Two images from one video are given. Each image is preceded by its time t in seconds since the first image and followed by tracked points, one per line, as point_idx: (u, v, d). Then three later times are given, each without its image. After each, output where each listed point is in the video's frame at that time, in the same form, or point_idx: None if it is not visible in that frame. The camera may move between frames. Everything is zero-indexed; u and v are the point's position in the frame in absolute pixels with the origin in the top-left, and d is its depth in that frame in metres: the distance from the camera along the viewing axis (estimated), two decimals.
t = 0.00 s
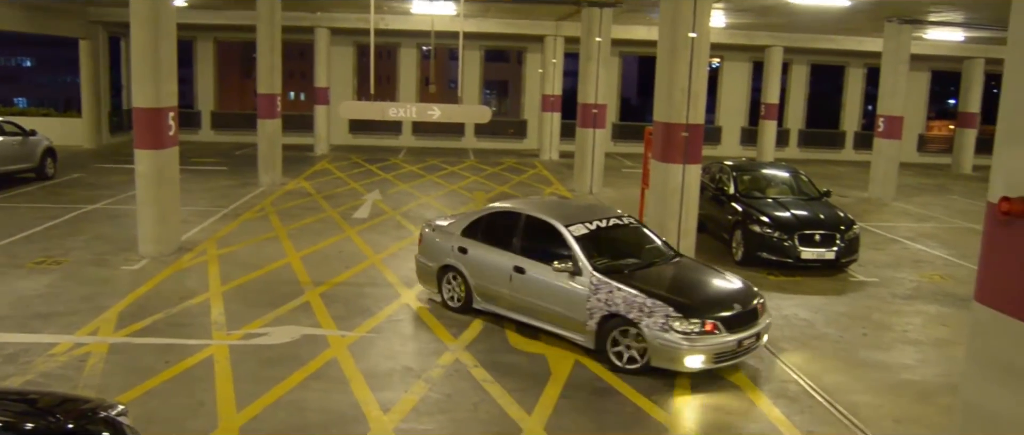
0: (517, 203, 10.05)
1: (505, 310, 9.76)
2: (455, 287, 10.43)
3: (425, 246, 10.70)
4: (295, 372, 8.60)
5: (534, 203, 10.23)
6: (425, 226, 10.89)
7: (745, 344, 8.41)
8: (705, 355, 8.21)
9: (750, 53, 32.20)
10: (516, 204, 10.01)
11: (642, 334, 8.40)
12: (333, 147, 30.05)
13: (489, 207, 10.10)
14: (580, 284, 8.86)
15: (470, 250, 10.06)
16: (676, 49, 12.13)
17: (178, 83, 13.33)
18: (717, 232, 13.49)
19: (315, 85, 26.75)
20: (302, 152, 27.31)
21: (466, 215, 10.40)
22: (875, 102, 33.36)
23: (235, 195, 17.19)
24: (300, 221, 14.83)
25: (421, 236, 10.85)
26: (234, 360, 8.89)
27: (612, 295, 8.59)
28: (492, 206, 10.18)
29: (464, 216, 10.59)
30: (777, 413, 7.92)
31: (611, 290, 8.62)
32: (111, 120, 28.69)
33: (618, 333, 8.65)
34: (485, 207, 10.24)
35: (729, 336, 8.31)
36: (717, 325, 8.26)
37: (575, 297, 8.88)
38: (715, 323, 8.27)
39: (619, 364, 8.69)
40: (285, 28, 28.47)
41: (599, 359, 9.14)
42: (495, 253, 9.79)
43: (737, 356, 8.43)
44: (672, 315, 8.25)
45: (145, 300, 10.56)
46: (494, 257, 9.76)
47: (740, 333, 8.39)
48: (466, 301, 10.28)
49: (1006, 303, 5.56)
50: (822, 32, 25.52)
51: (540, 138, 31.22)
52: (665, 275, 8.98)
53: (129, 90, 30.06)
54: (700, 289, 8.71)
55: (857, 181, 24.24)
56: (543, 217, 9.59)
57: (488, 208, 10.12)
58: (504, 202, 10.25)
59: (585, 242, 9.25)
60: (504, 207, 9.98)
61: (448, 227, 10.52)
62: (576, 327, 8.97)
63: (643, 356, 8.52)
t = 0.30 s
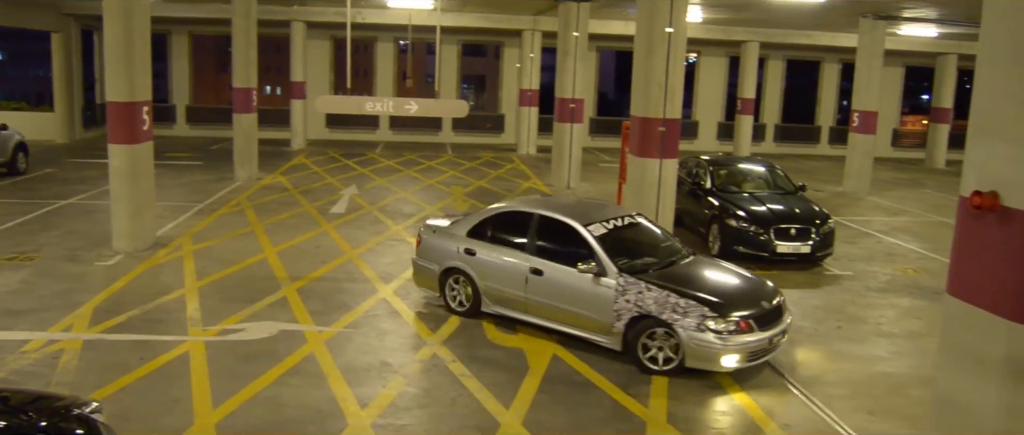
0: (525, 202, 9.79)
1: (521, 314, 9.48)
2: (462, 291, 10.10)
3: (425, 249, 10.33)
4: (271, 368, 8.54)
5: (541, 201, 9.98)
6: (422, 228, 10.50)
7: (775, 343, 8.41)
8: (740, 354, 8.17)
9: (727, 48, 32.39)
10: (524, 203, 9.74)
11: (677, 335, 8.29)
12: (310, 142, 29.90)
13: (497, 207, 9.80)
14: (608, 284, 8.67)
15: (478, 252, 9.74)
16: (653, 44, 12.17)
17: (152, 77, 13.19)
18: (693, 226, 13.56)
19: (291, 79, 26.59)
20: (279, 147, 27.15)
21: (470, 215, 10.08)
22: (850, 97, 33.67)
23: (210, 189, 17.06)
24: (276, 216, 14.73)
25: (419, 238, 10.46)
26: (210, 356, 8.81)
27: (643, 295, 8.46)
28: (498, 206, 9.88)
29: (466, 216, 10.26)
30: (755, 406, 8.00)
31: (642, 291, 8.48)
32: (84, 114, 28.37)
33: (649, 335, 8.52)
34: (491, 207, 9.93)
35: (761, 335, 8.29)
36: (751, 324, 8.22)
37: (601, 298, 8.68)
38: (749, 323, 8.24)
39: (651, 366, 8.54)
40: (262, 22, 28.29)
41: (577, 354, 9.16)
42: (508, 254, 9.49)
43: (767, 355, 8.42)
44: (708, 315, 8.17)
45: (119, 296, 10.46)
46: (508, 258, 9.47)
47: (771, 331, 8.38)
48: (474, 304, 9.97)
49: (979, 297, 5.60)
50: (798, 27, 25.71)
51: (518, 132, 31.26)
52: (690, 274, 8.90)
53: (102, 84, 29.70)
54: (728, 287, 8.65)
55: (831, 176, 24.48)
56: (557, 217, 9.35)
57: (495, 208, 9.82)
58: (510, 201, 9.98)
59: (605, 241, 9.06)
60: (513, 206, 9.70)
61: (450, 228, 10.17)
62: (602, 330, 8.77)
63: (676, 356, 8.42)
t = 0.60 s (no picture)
0: (535, 203, 9.58)
1: (536, 317, 9.24)
2: (469, 295, 9.80)
3: (427, 252, 9.98)
4: (245, 365, 8.48)
5: (549, 201, 9.81)
6: (423, 230, 10.15)
7: (799, 339, 8.50)
8: (770, 352, 8.23)
9: (701, 45, 32.58)
10: (534, 204, 9.54)
11: (709, 335, 8.29)
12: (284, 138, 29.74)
13: (506, 208, 9.55)
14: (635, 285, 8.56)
15: (489, 254, 9.46)
16: (627, 40, 12.20)
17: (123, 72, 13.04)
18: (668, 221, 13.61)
19: (265, 74, 26.41)
20: (252, 142, 26.97)
21: (476, 217, 9.78)
22: (822, 93, 34.01)
23: (182, 186, 16.90)
24: (250, 212, 14.62)
25: (419, 241, 10.10)
26: (183, 354, 8.73)
27: (672, 295, 8.40)
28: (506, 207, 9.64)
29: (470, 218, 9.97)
30: (729, 399, 8.06)
31: (670, 291, 8.42)
32: (54, 110, 28.00)
33: (679, 335, 8.47)
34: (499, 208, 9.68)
35: (788, 332, 8.37)
36: (780, 322, 8.29)
37: (627, 299, 8.55)
38: (778, 321, 8.30)
39: (680, 365, 8.49)
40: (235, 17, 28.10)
41: (552, 349, 9.17)
42: (522, 256, 9.26)
43: (791, 352, 8.51)
44: (740, 314, 8.20)
45: (89, 293, 10.33)
46: (521, 260, 9.23)
47: (795, 329, 8.48)
48: (483, 308, 9.68)
49: (952, 290, 5.61)
50: (772, 24, 25.93)
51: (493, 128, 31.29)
52: (710, 272, 8.91)
53: (73, 79, 29.28)
54: (749, 285, 8.71)
55: (803, 171, 24.74)
56: (573, 217, 9.18)
57: (503, 209, 9.57)
58: (517, 202, 9.76)
59: (625, 241, 8.95)
60: (524, 207, 9.47)
61: (455, 230, 9.85)
62: (627, 331, 8.64)
63: (706, 355, 8.40)
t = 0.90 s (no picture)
0: (543, 204, 9.44)
1: (552, 320, 9.08)
2: (477, 299, 9.57)
3: (430, 258, 9.70)
4: (216, 364, 8.40)
5: (553, 201, 9.69)
6: (424, 234, 9.84)
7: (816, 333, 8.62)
8: (795, 348, 8.30)
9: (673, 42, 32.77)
10: (541, 206, 9.40)
11: (735, 334, 8.30)
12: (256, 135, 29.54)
13: (515, 210, 9.37)
14: (657, 287, 8.50)
15: (499, 257, 9.25)
16: (600, 38, 12.23)
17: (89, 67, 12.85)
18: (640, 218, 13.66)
19: (236, 71, 26.18)
20: (223, 140, 26.75)
21: (482, 220, 9.55)
22: (793, 90, 34.35)
23: (151, 183, 16.71)
24: (221, 210, 14.48)
25: (421, 245, 9.79)
26: (154, 354, 8.63)
27: (696, 295, 8.37)
28: (514, 209, 9.46)
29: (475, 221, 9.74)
30: (702, 394, 8.11)
31: (694, 292, 8.39)
32: (20, 108, 27.58)
33: (705, 336, 8.45)
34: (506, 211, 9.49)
35: (809, 327, 8.46)
36: (802, 317, 8.37)
37: (651, 301, 8.49)
38: (800, 316, 8.38)
39: (706, 365, 8.49)
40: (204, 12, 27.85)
41: (525, 345, 9.19)
42: (536, 258, 9.10)
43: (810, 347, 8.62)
44: (766, 312, 8.22)
45: (56, 293, 10.17)
46: (535, 264, 9.07)
47: (813, 323, 8.58)
48: (492, 313, 9.49)
49: (922, 287, 5.66)
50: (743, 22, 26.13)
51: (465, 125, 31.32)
52: (726, 271, 8.93)
53: (39, 76, 28.84)
54: (766, 283, 8.76)
55: (774, 168, 24.98)
56: (588, 218, 9.07)
57: (511, 212, 9.38)
58: (524, 204, 9.59)
59: (641, 242, 8.90)
60: (534, 209, 9.30)
61: (461, 233, 9.59)
62: (650, 332, 8.57)
63: (732, 354, 8.42)
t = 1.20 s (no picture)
0: (552, 206, 9.31)
1: (566, 323, 8.98)
2: (485, 303, 9.39)
3: (434, 263, 9.45)
4: (185, 366, 8.31)
5: (558, 201, 9.58)
6: (426, 238, 9.56)
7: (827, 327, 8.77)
8: (812, 343, 8.43)
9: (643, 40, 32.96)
10: (548, 207, 9.28)
11: (756, 331, 8.37)
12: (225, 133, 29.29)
13: (525, 212, 9.21)
14: (678, 287, 8.49)
15: (510, 261, 9.08)
16: (570, 35, 12.27)
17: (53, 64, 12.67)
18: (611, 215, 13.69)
19: (204, 68, 25.94)
20: (192, 138, 26.47)
21: (489, 223, 9.35)
22: (762, 88, 34.71)
23: (117, 182, 16.52)
24: (189, 209, 14.33)
25: (423, 249, 9.51)
26: (122, 355, 8.51)
27: (717, 294, 8.40)
28: (523, 211, 9.30)
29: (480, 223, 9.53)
30: (673, 390, 8.16)
31: (715, 291, 8.41)
32: None
33: (725, 334, 8.49)
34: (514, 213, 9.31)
35: (822, 321, 8.60)
36: (816, 312, 8.51)
37: (671, 301, 8.48)
38: (814, 311, 8.52)
39: (727, 363, 8.54)
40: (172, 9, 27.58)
41: (497, 343, 9.20)
42: (549, 261, 8.96)
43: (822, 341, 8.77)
44: (785, 308, 8.31)
45: (20, 294, 10.01)
46: (548, 266, 8.94)
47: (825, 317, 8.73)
48: (502, 317, 9.34)
49: (889, 282, 5.72)
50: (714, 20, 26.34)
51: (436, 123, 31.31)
52: (738, 269, 8.99)
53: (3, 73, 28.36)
54: (778, 279, 8.86)
55: (745, 165, 25.21)
56: (601, 219, 8.99)
57: (518, 214, 9.23)
58: (528, 205, 9.45)
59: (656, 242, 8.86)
60: (544, 211, 9.17)
61: (467, 236, 9.36)
62: (670, 332, 8.57)
63: (751, 351, 8.50)
